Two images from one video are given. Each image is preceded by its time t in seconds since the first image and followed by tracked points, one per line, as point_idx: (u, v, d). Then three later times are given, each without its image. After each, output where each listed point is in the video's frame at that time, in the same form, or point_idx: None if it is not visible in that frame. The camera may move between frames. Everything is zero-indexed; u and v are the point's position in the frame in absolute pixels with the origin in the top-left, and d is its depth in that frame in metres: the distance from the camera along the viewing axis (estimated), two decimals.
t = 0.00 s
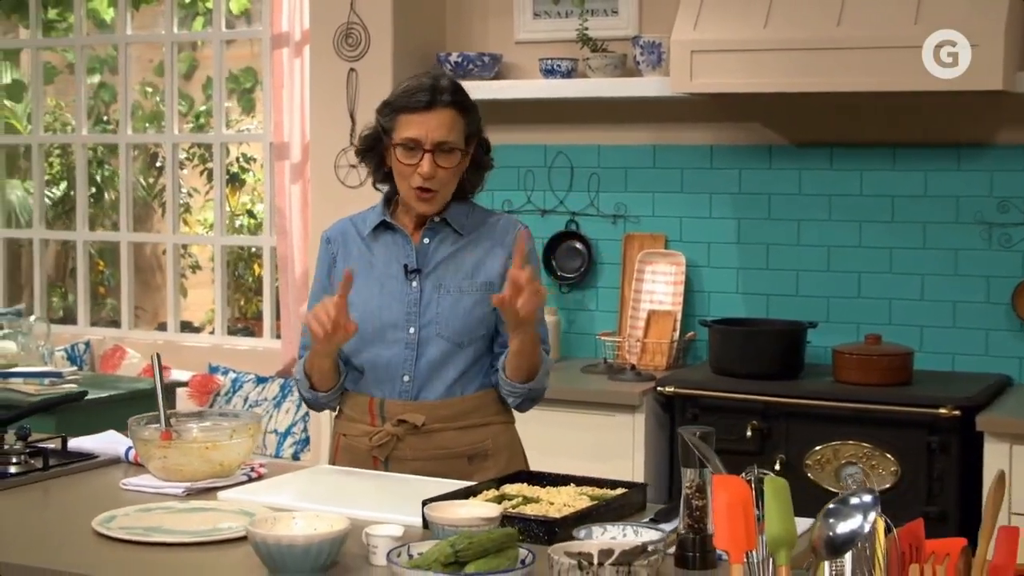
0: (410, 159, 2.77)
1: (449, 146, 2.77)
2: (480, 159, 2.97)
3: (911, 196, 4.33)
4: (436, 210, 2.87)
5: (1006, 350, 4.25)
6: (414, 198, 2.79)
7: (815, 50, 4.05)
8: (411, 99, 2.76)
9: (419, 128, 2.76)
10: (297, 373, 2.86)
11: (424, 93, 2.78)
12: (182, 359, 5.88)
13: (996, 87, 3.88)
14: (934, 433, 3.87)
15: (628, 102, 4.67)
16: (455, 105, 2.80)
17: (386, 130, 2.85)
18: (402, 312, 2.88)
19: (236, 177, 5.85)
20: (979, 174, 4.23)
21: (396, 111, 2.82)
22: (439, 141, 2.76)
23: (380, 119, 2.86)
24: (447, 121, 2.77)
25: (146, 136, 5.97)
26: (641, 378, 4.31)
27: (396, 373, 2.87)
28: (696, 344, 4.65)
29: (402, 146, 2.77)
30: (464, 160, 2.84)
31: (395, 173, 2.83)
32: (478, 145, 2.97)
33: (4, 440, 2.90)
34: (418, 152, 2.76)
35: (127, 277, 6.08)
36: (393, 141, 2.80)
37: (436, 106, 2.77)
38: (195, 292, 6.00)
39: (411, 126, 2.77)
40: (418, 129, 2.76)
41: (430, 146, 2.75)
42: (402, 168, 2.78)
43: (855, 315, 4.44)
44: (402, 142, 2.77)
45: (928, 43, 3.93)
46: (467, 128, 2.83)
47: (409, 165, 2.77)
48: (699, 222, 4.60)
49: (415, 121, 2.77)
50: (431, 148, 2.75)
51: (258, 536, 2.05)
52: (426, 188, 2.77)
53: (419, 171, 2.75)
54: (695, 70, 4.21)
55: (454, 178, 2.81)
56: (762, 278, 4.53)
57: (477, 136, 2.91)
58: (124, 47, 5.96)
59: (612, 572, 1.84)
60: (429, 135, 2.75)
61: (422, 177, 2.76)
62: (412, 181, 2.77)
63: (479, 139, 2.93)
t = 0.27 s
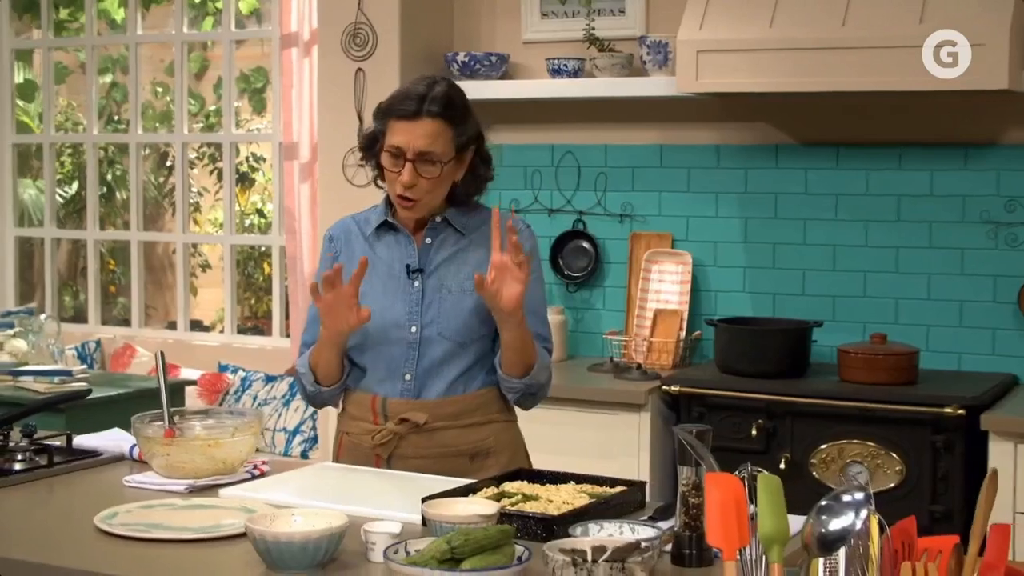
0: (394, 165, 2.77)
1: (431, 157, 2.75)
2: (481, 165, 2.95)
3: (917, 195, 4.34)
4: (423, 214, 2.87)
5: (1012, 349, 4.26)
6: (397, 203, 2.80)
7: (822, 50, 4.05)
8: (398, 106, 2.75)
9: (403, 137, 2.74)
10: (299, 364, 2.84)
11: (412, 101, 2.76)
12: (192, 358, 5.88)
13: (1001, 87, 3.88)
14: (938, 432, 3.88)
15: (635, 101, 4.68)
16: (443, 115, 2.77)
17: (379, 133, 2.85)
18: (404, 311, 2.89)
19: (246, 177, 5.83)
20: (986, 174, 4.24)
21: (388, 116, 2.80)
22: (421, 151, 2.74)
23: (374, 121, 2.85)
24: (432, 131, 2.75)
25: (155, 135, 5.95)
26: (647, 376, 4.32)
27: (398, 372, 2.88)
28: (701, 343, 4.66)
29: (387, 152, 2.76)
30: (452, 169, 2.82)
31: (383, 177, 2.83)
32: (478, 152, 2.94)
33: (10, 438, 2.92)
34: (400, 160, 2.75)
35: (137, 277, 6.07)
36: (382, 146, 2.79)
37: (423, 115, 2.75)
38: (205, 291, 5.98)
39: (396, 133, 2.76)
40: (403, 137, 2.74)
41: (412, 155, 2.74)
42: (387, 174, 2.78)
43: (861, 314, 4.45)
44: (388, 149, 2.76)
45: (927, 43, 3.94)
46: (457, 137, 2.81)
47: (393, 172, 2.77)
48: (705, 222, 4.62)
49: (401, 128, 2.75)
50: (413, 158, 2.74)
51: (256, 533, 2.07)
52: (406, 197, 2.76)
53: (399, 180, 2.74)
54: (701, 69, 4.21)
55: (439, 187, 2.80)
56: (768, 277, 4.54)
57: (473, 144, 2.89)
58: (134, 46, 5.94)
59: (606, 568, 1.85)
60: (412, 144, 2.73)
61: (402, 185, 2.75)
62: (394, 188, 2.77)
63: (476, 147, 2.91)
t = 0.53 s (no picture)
0: (399, 163, 2.77)
1: (438, 155, 2.76)
2: (486, 159, 2.95)
3: (927, 194, 4.35)
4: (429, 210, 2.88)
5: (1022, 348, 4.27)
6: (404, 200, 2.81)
7: (830, 48, 4.06)
8: (404, 104, 2.75)
9: (408, 134, 2.75)
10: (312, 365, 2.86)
11: (416, 99, 2.76)
12: (204, 356, 5.86)
13: (1010, 85, 3.88)
14: (947, 431, 3.88)
15: (644, 100, 4.72)
16: (448, 112, 2.78)
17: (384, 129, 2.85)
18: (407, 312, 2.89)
19: (258, 176, 5.80)
20: (995, 172, 4.24)
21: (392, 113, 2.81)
22: (427, 148, 2.75)
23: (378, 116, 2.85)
24: (437, 129, 2.75)
25: (169, 134, 5.93)
26: (657, 374, 4.33)
27: (403, 372, 2.88)
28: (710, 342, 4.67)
29: (392, 150, 2.77)
30: (458, 165, 2.83)
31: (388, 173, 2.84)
32: (483, 146, 2.95)
33: (20, 435, 2.94)
34: (406, 157, 2.76)
35: (150, 275, 6.05)
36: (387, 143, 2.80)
37: (428, 113, 2.76)
38: (218, 290, 5.95)
39: (402, 131, 2.76)
40: (408, 135, 2.75)
41: (418, 153, 2.75)
42: (393, 172, 2.79)
43: (870, 313, 4.46)
44: (393, 146, 2.77)
45: (926, 44, 3.95)
46: (462, 133, 2.82)
47: (399, 169, 2.78)
48: (716, 221, 4.64)
49: (406, 126, 2.76)
50: (419, 156, 2.75)
51: (258, 527, 2.09)
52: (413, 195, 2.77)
53: (405, 178, 2.75)
54: (710, 68, 4.23)
55: (445, 184, 2.81)
56: (777, 276, 4.56)
57: (478, 139, 2.89)
58: (148, 45, 5.92)
59: (605, 564, 1.87)
60: (418, 142, 2.74)
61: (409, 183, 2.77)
62: (401, 186, 2.78)
63: (481, 141, 2.91)
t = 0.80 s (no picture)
0: (412, 157, 2.77)
1: (452, 147, 2.75)
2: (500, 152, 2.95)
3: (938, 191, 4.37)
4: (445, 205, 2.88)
5: None
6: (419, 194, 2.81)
7: (841, 45, 4.06)
8: (416, 97, 2.74)
9: (421, 127, 2.74)
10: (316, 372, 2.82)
11: (428, 91, 2.75)
12: (218, 352, 5.85)
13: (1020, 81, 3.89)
14: (956, 428, 3.88)
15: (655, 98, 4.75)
16: (460, 103, 2.77)
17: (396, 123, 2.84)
18: (425, 315, 2.90)
19: (272, 172, 5.80)
20: (1006, 169, 4.27)
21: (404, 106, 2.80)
22: (441, 141, 2.74)
23: (390, 111, 2.84)
24: (450, 121, 2.75)
25: (182, 131, 5.93)
26: (667, 371, 4.34)
27: (422, 374, 2.89)
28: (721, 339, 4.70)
29: (406, 143, 2.76)
30: (472, 157, 2.82)
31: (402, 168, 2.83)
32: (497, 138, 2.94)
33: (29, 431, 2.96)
34: (420, 150, 2.76)
35: (164, 271, 6.04)
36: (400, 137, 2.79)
37: (440, 105, 2.75)
38: (231, 287, 5.94)
39: (414, 125, 2.75)
40: (421, 128, 2.74)
41: (431, 145, 2.74)
42: (407, 167, 2.78)
43: (881, 310, 4.49)
44: (406, 140, 2.76)
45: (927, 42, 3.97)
46: (475, 124, 2.81)
47: (412, 163, 2.77)
48: (726, 218, 4.67)
49: (419, 119, 2.75)
50: (433, 149, 2.74)
51: (263, 522, 2.10)
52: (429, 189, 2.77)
53: (420, 171, 2.74)
54: (720, 65, 4.23)
55: (460, 176, 2.80)
56: (788, 273, 4.59)
57: (489, 131, 2.88)
58: (162, 42, 5.91)
59: (606, 559, 1.87)
60: (431, 135, 2.74)
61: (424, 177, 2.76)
62: (416, 179, 2.77)
63: (494, 132, 2.90)
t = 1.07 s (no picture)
0: (449, 152, 2.78)
1: (487, 139, 2.77)
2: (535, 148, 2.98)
3: (953, 187, 4.40)
4: (483, 203, 2.88)
5: None
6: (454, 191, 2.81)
7: (850, 42, 4.12)
8: (452, 89, 2.78)
9: (457, 120, 2.77)
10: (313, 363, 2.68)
11: (464, 83, 2.79)
12: (233, 349, 5.86)
13: None
14: (970, 425, 3.89)
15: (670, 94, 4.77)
16: (497, 96, 2.80)
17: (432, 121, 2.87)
18: (472, 320, 2.88)
19: (288, 169, 5.80)
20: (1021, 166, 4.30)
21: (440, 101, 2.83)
22: (476, 133, 2.76)
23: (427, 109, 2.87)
24: (486, 112, 2.77)
25: (199, 127, 5.93)
26: (681, 367, 4.36)
27: (470, 379, 2.89)
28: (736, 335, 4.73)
29: (440, 137, 2.79)
30: (509, 152, 2.84)
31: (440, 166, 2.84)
32: (535, 135, 2.98)
33: (44, 425, 2.98)
34: (455, 144, 2.77)
35: (180, 268, 6.05)
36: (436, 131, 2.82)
37: (476, 96, 2.78)
38: (248, 283, 5.94)
39: (451, 117, 2.78)
40: (457, 121, 2.77)
41: (467, 139, 2.76)
42: (443, 162, 2.80)
43: (896, 307, 4.53)
44: (442, 134, 2.79)
45: (929, 41, 4.02)
46: (512, 119, 2.84)
47: (447, 157, 2.78)
48: (741, 214, 4.70)
49: (455, 111, 2.78)
50: (468, 141, 2.76)
51: (272, 515, 2.12)
52: (465, 182, 2.78)
53: (455, 165, 2.76)
54: (733, 61, 4.27)
55: (498, 170, 2.82)
56: (803, 270, 4.63)
57: (529, 124, 2.93)
58: (178, 39, 5.92)
59: (613, 554, 1.87)
60: (467, 128, 2.76)
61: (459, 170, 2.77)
62: (451, 174, 2.78)
63: (530, 129, 2.94)
